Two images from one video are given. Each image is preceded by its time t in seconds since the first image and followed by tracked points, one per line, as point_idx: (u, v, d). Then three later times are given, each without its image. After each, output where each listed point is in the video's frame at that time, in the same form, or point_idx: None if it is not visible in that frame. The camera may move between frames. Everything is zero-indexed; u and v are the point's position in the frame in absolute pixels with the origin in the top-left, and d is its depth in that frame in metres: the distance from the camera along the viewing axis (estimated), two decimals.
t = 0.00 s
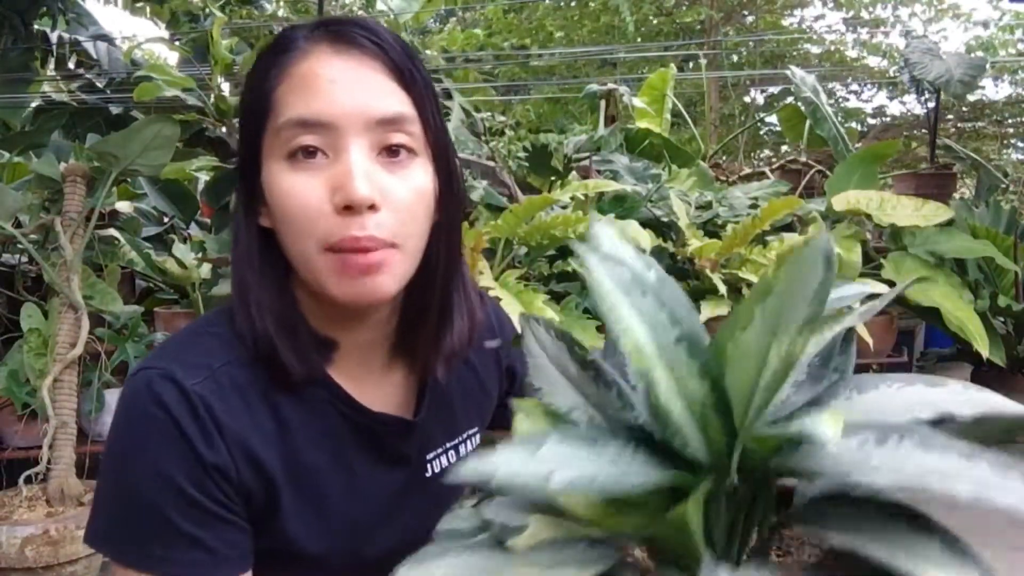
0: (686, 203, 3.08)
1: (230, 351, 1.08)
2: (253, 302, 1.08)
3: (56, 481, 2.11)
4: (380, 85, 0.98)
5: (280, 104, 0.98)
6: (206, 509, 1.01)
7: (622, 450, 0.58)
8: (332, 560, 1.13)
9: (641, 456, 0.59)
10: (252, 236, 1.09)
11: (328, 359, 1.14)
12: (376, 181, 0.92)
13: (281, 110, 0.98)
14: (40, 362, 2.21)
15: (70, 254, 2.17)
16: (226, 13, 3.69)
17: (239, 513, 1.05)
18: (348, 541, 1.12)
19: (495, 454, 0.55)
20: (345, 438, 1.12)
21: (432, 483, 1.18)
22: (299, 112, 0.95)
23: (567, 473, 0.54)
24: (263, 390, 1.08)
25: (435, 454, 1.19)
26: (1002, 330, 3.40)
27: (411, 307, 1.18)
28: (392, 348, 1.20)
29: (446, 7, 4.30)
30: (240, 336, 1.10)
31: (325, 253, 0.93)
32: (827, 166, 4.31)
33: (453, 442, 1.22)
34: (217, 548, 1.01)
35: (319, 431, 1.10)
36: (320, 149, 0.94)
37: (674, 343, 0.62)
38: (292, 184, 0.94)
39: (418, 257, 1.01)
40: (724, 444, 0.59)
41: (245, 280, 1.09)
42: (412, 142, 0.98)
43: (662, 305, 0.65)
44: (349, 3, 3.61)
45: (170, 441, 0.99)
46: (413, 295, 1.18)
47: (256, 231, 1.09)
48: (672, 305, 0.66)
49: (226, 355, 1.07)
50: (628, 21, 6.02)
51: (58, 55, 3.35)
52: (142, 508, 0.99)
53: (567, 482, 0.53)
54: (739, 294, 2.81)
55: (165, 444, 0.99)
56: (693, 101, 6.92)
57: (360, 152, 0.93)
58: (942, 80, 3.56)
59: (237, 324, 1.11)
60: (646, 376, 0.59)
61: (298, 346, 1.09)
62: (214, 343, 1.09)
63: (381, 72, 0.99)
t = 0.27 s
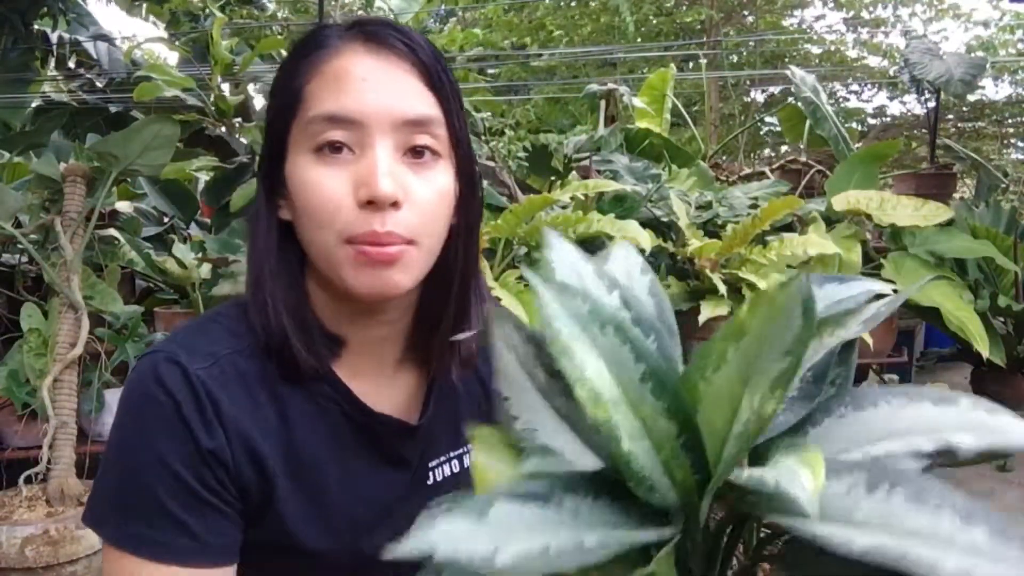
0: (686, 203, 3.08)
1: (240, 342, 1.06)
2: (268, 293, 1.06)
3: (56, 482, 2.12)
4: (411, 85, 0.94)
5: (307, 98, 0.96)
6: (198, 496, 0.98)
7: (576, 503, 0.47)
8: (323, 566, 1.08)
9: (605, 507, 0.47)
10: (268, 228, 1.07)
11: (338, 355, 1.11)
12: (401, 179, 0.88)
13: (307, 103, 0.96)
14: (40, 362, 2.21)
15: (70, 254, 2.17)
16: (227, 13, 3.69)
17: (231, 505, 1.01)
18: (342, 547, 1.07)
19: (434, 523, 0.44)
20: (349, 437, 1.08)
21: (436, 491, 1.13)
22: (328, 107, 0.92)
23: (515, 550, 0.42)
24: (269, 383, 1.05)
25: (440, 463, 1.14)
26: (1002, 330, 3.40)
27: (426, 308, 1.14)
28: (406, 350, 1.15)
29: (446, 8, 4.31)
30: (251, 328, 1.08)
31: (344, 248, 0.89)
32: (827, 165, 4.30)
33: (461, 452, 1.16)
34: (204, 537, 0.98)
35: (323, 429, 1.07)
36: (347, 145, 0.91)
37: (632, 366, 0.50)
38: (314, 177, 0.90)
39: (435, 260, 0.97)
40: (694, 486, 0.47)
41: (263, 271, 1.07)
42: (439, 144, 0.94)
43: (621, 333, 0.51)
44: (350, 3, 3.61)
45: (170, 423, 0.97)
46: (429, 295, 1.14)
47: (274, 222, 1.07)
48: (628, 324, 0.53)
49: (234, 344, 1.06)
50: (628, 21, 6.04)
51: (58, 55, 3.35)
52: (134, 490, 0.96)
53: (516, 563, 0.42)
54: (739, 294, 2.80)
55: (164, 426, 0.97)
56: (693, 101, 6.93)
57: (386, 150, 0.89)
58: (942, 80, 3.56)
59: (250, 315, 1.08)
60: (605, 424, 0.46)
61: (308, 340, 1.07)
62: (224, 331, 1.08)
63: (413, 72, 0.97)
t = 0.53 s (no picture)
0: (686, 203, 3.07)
1: (234, 341, 1.07)
2: (267, 289, 1.06)
3: (56, 482, 2.11)
4: (423, 86, 0.94)
5: (316, 95, 0.95)
6: (183, 493, 0.98)
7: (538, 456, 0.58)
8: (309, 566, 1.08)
9: (571, 466, 0.58)
10: (270, 223, 1.06)
11: (334, 355, 1.11)
12: (408, 181, 0.89)
13: (316, 99, 0.96)
14: (40, 362, 2.21)
15: (70, 254, 2.17)
16: (227, 13, 3.68)
17: (216, 503, 1.01)
18: (329, 547, 1.08)
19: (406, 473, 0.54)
20: (341, 438, 1.08)
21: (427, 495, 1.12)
22: (337, 102, 0.92)
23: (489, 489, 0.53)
24: (260, 382, 1.05)
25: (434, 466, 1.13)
26: (1002, 330, 3.40)
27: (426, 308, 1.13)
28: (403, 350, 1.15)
29: (445, 7, 4.30)
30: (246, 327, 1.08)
31: (348, 249, 0.89)
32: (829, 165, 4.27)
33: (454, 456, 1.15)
34: (186, 535, 0.98)
35: (314, 429, 1.06)
36: (355, 144, 0.90)
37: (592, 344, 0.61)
38: (320, 175, 0.90)
39: (437, 262, 0.97)
40: (653, 439, 0.59)
41: (261, 266, 1.07)
42: (447, 147, 0.94)
43: (577, 301, 0.64)
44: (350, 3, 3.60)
45: (156, 419, 0.97)
46: (431, 298, 1.14)
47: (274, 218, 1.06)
48: (574, 290, 0.65)
49: (228, 343, 1.06)
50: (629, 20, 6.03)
51: (58, 55, 3.35)
52: (120, 486, 0.96)
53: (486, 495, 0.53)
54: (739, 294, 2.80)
55: (150, 422, 0.97)
56: (693, 101, 6.93)
57: (393, 151, 0.89)
58: (942, 79, 3.56)
59: (247, 312, 1.08)
60: (568, 380, 0.58)
61: (304, 338, 1.06)
62: (219, 331, 1.08)
63: (423, 72, 0.96)
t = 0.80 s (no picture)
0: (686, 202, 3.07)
1: (227, 346, 1.05)
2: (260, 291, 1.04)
3: (56, 482, 2.11)
4: (415, 81, 0.94)
5: (307, 91, 0.95)
6: (173, 503, 0.98)
7: (525, 425, 0.60)
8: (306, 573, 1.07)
9: (554, 430, 0.61)
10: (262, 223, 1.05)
11: (329, 357, 1.08)
12: (401, 178, 0.88)
13: (307, 96, 0.95)
14: (40, 362, 2.21)
15: (70, 254, 2.17)
16: (227, 13, 3.69)
17: (208, 513, 1.01)
18: (325, 555, 1.07)
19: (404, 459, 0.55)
20: (335, 446, 1.05)
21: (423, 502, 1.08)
22: (329, 99, 0.91)
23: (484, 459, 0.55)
24: (252, 388, 1.04)
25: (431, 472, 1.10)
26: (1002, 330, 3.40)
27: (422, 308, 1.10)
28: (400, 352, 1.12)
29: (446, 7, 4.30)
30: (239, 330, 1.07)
31: (341, 246, 0.89)
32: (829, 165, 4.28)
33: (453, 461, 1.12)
34: (178, 545, 0.98)
35: (307, 436, 1.04)
36: (347, 141, 0.90)
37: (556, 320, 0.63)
38: (312, 173, 0.90)
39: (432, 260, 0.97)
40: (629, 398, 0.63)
41: (254, 268, 1.06)
42: (440, 143, 0.94)
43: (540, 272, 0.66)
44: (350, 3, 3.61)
45: (146, 430, 0.96)
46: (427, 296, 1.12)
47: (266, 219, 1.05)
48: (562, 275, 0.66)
49: (221, 349, 1.05)
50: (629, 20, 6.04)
51: (58, 55, 3.36)
52: (111, 498, 0.96)
53: (494, 470, 0.55)
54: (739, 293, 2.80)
55: (140, 433, 0.96)
56: (693, 101, 6.93)
57: (386, 147, 0.89)
58: (942, 79, 3.56)
59: (240, 316, 1.07)
60: (550, 349, 0.61)
61: (300, 340, 1.05)
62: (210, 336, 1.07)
63: (416, 67, 0.95)
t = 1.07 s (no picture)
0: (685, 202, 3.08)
1: (208, 341, 1.07)
2: (235, 283, 1.05)
3: (55, 481, 2.11)
4: (375, 63, 0.95)
5: (269, 77, 0.96)
6: (162, 499, 0.98)
7: (675, 351, 0.60)
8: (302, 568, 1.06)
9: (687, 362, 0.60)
10: (235, 216, 1.06)
11: (309, 345, 1.09)
12: (363, 155, 0.89)
13: (269, 81, 0.96)
14: (40, 362, 2.22)
15: (70, 254, 2.17)
16: (227, 13, 3.68)
17: (200, 508, 1.01)
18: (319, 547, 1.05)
19: (590, 351, 0.55)
20: (318, 432, 1.05)
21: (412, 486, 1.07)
22: (291, 82, 0.93)
23: (662, 382, 0.55)
24: (235, 379, 1.05)
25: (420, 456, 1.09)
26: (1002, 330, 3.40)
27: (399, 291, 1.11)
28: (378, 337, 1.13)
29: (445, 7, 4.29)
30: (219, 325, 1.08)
31: (306, 224, 0.89)
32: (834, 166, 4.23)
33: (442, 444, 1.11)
34: (172, 541, 0.98)
35: (291, 424, 1.04)
36: (309, 122, 0.91)
37: (731, 241, 0.62)
38: (275, 154, 0.91)
39: (403, 239, 0.97)
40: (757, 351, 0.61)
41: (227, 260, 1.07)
42: (402, 122, 0.95)
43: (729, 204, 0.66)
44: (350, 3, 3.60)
45: (131, 427, 0.98)
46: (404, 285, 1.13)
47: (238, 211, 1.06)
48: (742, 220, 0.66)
49: (202, 345, 1.06)
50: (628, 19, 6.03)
51: (58, 55, 3.36)
52: (102, 498, 0.98)
53: (672, 392, 0.54)
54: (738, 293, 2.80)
55: (125, 430, 0.98)
56: (693, 100, 6.93)
57: (349, 125, 0.90)
58: (942, 79, 3.56)
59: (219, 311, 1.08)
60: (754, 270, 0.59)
61: (277, 328, 1.05)
62: (192, 333, 1.08)
63: (375, 49, 0.97)
